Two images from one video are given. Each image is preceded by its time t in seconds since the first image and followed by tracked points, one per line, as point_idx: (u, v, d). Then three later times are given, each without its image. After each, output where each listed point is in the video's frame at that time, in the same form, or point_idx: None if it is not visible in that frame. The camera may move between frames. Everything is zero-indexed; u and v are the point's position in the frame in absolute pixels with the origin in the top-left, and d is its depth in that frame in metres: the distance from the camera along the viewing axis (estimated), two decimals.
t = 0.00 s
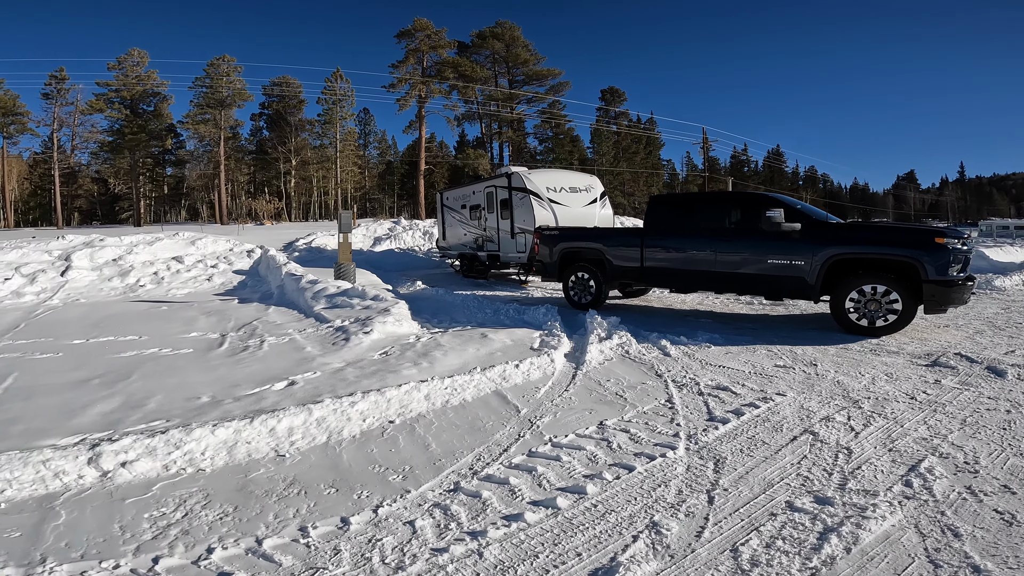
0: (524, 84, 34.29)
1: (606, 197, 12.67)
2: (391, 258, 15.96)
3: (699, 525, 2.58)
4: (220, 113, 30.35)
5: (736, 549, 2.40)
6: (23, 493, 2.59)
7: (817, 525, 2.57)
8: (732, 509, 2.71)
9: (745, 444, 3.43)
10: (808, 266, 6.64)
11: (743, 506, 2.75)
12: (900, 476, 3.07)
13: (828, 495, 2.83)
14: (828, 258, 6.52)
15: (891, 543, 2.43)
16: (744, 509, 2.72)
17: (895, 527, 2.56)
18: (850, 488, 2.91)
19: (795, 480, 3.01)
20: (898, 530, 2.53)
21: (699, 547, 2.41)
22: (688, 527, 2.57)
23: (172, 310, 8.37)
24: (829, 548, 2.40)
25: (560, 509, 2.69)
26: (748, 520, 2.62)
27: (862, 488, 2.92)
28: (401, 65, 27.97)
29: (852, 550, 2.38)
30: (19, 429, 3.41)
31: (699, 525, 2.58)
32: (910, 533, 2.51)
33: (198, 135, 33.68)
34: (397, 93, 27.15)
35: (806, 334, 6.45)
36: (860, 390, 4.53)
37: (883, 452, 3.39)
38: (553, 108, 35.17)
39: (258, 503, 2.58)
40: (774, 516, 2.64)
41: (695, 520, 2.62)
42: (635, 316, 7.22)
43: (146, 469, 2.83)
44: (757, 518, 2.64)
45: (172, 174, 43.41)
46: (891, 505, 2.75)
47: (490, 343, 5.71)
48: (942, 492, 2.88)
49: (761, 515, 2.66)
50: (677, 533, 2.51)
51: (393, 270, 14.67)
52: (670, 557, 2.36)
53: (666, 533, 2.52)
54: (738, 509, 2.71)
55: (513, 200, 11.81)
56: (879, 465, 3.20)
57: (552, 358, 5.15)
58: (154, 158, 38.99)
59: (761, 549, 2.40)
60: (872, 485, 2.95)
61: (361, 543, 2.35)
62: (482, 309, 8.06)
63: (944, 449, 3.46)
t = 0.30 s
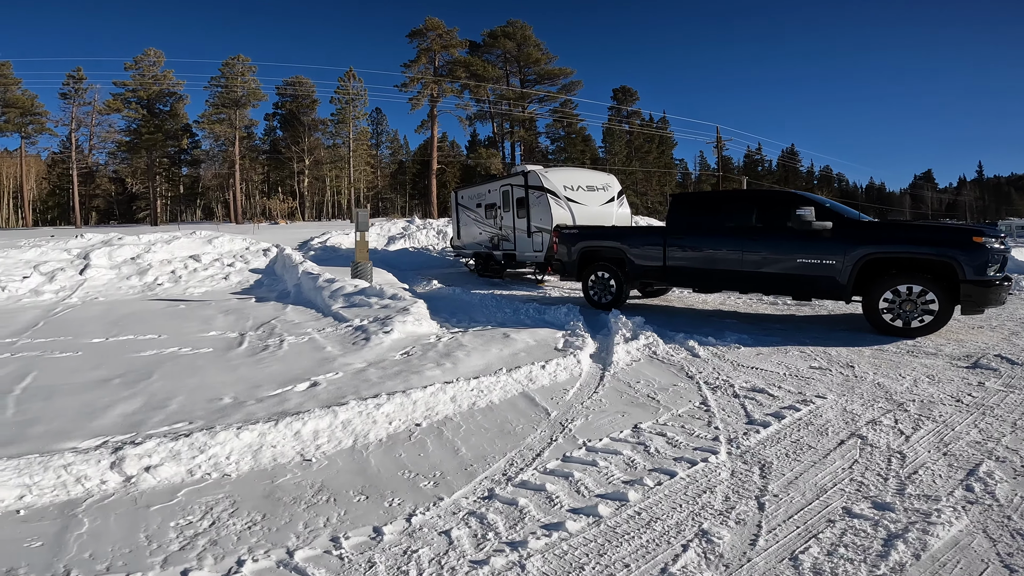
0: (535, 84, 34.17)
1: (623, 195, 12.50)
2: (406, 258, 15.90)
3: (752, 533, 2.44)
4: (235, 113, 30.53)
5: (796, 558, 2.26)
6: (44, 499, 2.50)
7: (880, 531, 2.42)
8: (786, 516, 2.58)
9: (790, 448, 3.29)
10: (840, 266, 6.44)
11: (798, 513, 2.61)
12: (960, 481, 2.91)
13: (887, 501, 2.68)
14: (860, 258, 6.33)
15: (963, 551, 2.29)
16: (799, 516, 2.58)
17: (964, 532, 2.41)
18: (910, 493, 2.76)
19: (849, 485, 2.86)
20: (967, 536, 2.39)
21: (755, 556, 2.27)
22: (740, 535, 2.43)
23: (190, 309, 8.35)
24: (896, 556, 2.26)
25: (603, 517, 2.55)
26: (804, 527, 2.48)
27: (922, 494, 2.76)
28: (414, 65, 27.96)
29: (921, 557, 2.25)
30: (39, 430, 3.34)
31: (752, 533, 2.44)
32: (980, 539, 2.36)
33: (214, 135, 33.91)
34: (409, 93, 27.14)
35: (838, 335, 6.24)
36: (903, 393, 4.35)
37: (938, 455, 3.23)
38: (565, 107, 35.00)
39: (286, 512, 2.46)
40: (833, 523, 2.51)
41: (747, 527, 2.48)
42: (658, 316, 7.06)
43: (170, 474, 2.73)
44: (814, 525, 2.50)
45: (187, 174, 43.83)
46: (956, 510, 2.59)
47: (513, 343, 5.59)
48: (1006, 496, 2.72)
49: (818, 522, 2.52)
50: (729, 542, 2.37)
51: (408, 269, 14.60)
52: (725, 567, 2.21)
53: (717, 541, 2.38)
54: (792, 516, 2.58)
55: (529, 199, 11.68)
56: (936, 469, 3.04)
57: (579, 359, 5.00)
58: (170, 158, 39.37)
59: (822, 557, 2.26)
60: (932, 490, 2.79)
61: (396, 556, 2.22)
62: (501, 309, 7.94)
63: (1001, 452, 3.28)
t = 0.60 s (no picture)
0: (539, 84, 34.06)
1: (632, 197, 12.37)
2: (412, 259, 15.78)
3: (803, 547, 2.33)
4: (239, 113, 30.47)
5: (853, 573, 2.16)
6: (54, 516, 2.37)
7: (938, 542, 2.33)
8: (836, 528, 2.48)
9: (829, 457, 3.18)
10: (864, 267, 6.30)
11: (848, 525, 2.51)
12: (1012, 490, 2.78)
13: (941, 512, 2.57)
14: (883, 261, 6.20)
15: None
16: (850, 528, 2.48)
17: None
18: (963, 504, 2.65)
19: (898, 495, 2.76)
20: None
21: (810, 572, 2.16)
22: (790, 549, 2.32)
23: (196, 311, 8.23)
24: (960, 568, 2.16)
25: (642, 533, 2.43)
26: (858, 540, 2.39)
27: (976, 504, 2.65)
28: (417, 65, 27.87)
29: (985, 569, 2.15)
30: (46, 441, 3.22)
31: (803, 547, 2.33)
32: None
33: (217, 135, 33.85)
34: (412, 93, 27.04)
35: (860, 340, 6.10)
36: (936, 399, 4.22)
37: (984, 463, 3.11)
38: (569, 108, 34.87)
39: (309, 530, 2.34)
40: (888, 535, 2.41)
41: (796, 541, 2.37)
42: (674, 320, 6.92)
43: (186, 488, 2.61)
44: (868, 538, 2.40)
45: (190, 174, 43.79)
46: (1014, 522, 2.47)
47: (528, 347, 5.46)
48: None
49: (872, 534, 2.43)
50: (779, 557, 2.26)
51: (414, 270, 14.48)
52: None
53: (767, 557, 2.26)
54: (842, 527, 2.48)
55: (537, 200, 11.55)
56: (985, 479, 2.92)
57: (598, 365, 4.87)
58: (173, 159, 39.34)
59: (882, 571, 2.17)
60: (985, 500, 2.68)
61: None
62: (513, 312, 7.81)
63: None
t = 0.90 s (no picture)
0: (542, 84, 33.99)
1: (641, 196, 12.28)
2: (417, 259, 15.71)
3: (857, 548, 2.29)
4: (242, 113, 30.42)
5: (914, 573, 2.12)
6: (74, 525, 2.28)
7: (995, 542, 2.28)
8: (888, 530, 2.43)
9: (869, 458, 3.12)
10: (885, 267, 6.21)
11: (900, 525, 2.47)
12: None
13: (994, 512, 2.51)
14: (904, 261, 6.11)
15: None
16: (903, 529, 2.44)
17: None
18: (1015, 503, 2.58)
19: (945, 496, 2.70)
20: None
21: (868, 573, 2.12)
22: (844, 551, 2.27)
23: (203, 311, 8.14)
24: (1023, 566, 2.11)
25: (686, 538, 2.36)
26: (912, 540, 2.35)
27: None
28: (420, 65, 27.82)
29: None
30: (59, 445, 3.12)
31: (857, 548, 2.29)
32: None
33: (220, 135, 33.80)
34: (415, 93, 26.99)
35: (881, 340, 6.01)
36: (968, 399, 4.13)
37: None
38: (572, 108, 34.79)
39: (341, 539, 2.26)
40: (942, 535, 2.36)
41: (848, 543, 2.32)
42: (690, 320, 6.83)
43: (209, 496, 2.53)
44: (922, 536, 2.37)
45: (192, 174, 43.74)
46: None
47: (545, 348, 5.36)
48: None
49: (926, 534, 2.39)
50: (833, 559, 2.21)
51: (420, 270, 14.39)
52: None
53: (821, 559, 2.21)
54: (894, 528, 2.44)
55: (545, 199, 11.46)
56: None
57: (619, 366, 4.77)
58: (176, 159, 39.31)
59: (942, 570, 2.13)
60: None
61: None
62: (524, 312, 7.72)
63: None
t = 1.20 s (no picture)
0: (545, 84, 33.93)
1: (650, 197, 12.21)
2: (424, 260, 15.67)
3: (906, 549, 2.26)
4: (246, 113, 30.41)
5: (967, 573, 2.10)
6: (107, 536, 2.28)
7: None
8: (935, 530, 2.39)
9: (906, 460, 3.07)
10: (905, 268, 6.14)
11: (946, 526, 2.43)
12: None
13: None
14: (924, 262, 6.04)
15: None
16: (951, 530, 2.40)
17: None
18: None
19: (987, 497, 2.66)
20: None
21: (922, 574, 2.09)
22: (894, 552, 2.24)
23: (214, 313, 8.11)
24: None
25: (730, 542, 2.32)
26: (961, 540, 2.32)
27: None
28: (423, 65, 27.79)
29: None
30: (82, 451, 3.08)
31: (907, 549, 2.26)
32: None
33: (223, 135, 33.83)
34: (419, 93, 26.95)
35: (901, 342, 5.94)
36: (997, 401, 4.06)
37: None
38: (575, 108, 34.72)
39: (377, 549, 2.23)
40: (991, 536, 2.33)
41: (897, 544, 2.29)
42: (705, 321, 6.77)
43: (240, 505, 2.52)
44: (970, 538, 2.33)
45: (196, 175, 43.78)
46: None
47: (564, 350, 5.30)
48: None
49: (973, 535, 2.35)
50: (884, 560, 2.18)
51: (427, 271, 14.35)
52: None
53: (871, 560, 2.18)
54: (941, 529, 2.40)
55: (554, 200, 11.39)
56: None
57: (640, 368, 4.70)
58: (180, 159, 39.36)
59: (994, 569, 2.11)
60: None
61: None
62: (536, 313, 7.67)
63: None
